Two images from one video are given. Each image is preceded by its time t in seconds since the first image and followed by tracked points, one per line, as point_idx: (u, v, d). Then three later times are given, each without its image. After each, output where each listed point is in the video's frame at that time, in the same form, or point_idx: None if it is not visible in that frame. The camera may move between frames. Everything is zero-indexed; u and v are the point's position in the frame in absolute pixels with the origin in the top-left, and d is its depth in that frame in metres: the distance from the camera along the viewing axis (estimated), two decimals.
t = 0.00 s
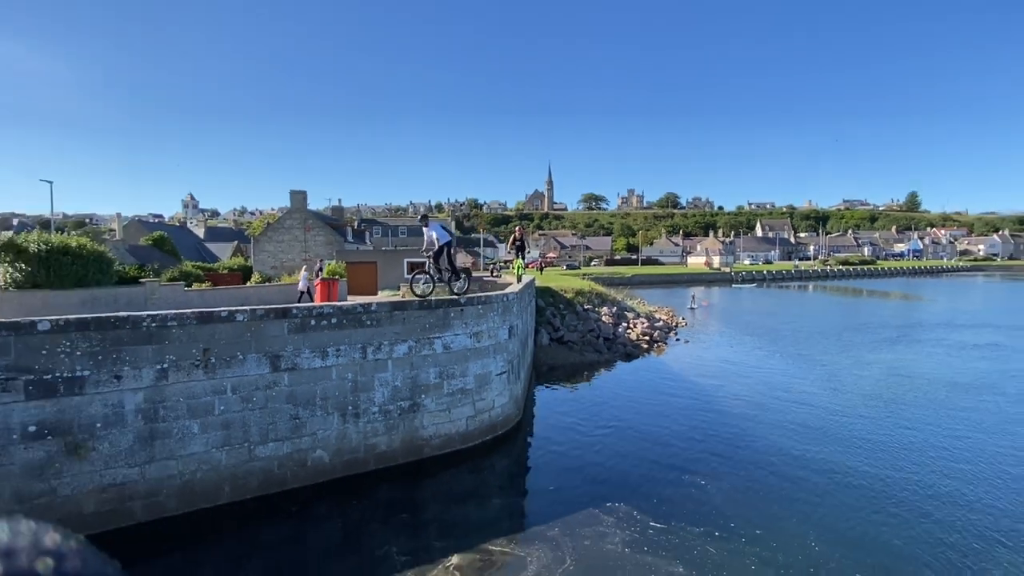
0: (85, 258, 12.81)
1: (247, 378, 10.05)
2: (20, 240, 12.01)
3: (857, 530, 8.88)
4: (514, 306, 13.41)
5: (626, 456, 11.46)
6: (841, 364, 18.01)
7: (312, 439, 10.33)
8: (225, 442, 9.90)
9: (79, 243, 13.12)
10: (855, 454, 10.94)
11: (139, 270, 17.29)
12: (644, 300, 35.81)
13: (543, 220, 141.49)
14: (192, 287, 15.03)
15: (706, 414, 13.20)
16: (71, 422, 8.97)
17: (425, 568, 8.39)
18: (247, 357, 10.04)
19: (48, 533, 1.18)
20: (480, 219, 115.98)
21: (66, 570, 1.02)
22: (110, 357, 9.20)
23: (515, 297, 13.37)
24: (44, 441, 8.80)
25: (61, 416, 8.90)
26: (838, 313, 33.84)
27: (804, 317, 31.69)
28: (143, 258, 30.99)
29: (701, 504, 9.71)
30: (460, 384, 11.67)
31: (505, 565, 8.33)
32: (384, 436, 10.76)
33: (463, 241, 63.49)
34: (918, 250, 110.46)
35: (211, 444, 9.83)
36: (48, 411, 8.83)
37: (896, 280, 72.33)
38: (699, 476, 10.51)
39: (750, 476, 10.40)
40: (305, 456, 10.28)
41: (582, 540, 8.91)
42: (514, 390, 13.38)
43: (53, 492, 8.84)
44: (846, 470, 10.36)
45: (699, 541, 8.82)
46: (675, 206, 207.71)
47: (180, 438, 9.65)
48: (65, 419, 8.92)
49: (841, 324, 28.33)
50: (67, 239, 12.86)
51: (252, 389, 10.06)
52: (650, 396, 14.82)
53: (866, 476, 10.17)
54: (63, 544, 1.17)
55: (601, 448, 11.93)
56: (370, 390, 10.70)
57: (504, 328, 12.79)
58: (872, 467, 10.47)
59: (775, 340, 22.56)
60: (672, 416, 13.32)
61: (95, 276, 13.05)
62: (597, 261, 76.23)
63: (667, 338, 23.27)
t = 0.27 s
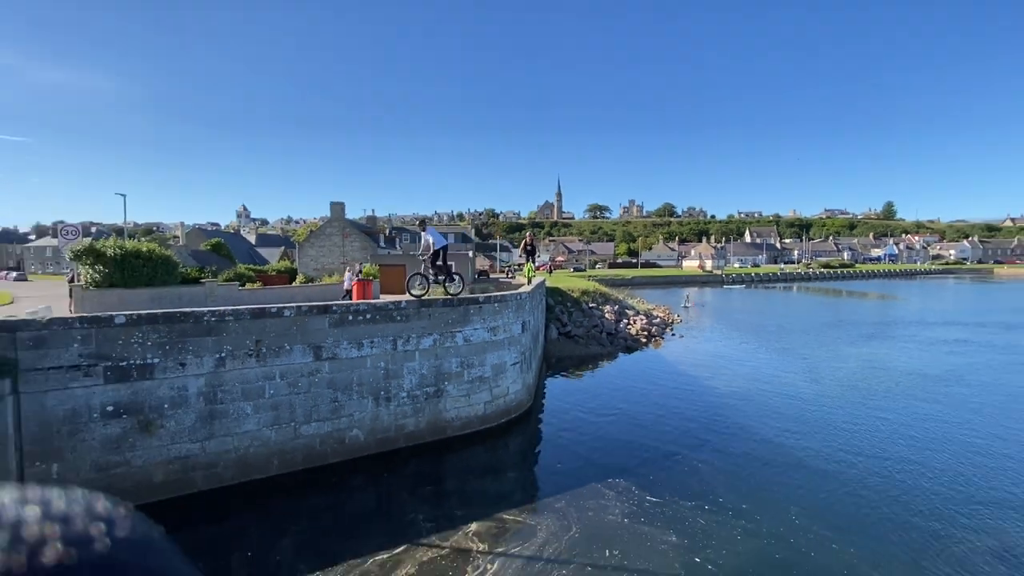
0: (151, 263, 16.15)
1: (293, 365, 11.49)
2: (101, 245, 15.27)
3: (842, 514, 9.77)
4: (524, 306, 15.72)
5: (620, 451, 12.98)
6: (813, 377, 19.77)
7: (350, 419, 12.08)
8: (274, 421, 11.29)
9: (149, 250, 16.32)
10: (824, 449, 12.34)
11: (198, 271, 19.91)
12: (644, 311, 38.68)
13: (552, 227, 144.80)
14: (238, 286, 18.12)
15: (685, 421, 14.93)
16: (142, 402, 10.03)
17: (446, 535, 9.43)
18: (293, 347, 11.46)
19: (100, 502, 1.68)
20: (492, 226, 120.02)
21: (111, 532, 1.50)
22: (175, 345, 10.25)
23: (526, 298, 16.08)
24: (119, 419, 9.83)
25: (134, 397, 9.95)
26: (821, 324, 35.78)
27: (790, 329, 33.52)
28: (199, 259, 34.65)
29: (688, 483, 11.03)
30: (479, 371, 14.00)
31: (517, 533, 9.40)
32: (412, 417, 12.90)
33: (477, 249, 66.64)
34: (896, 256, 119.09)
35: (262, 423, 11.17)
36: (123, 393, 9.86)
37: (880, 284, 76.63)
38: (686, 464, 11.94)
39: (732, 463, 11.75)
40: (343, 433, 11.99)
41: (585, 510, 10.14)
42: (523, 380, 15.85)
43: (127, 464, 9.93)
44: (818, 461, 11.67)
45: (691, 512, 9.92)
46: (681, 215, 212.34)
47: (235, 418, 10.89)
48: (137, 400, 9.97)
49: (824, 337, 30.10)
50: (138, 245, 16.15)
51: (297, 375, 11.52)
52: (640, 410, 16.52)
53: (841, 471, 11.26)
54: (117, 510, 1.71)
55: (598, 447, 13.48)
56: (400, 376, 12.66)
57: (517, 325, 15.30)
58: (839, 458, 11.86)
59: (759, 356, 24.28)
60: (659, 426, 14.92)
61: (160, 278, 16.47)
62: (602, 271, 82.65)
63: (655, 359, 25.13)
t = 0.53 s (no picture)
0: (187, 263, 17.18)
1: (319, 361, 12.16)
2: (140, 247, 16.40)
3: (851, 512, 9.93)
4: (536, 306, 16.61)
5: (630, 448, 13.41)
6: (820, 377, 19.97)
7: (371, 412, 12.81)
8: (300, 413, 11.97)
9: (185, 251, 17.35)
10: (826, 449, 12.71)
11: (229, 273, 20.80)
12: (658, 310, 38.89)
13: (566, 228, 145.58)
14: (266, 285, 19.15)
15: (692, 420, 15.37)
16: (179, 393, 10.70)
17: (462, 523, 9.91)
18: (318, 343, 12.12)
19: (126, 493, 1.64)
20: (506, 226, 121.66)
21: (136, 522, 1.46)
22: (209, 341, 10.92)
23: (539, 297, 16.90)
24: (158, 409, 10.50)
25: (172, 389, 10.63)
26: (832, 323, 35.83)
27: (800, 328, 33.62)
28: (231, 259, 37.11)
29: (695, 479, 11.42)
30: (495, 368, 14.90)
31: (530, 524, 9.81)
32: (431, 411, 13.70)
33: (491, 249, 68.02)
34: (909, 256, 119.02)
35: (289, 415, 11.84)
36: (161, 385, 10.53)
37: (891, 283, 77.01)
38: (693, 461, 12.33)
39: (738, 463, 12.13)
40: (366, 425, 12.73)
41: (596, 502, 10.57)
42: (536, 376, 16.72)
43: (165, 452, 10.59)
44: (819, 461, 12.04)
45: (699, 505, 10.26)
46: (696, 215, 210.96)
47: (264, 409, 11.57)
48: (174, 391, 10.64)
49: (835, 336, 30.16)
50: (175, 246, 17.18)
51: (322, 370, 12.19)
52: (650, 408, 16.95)
53: (847, 472, 11.49)
54: (140, 503, 1.67)
55: (608, 442, 13.94)
56: (419, 371, 13.46)
57: (530, 323, 16.19)
58: (840, 458, 12.21)
59: (769, 356, 24.50)
60: (668, 422, 15.34)
61: (196, 277, 17.46)
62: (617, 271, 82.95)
63: (665, 357, 25.50)
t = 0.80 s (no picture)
0: (213, 262, 17.63)
1: (338, 358, 12.39)
2: (168, 245, 16.90)
3: (871, 516, 9.75)
4: (552, 305, 16.72)
5: (647, 447, 13.38)
6: (841, 379, 19.63)
7: (389, 408, 13.04)
8: (321, 409, 12.21)
9: (211, 250, 17.80)
10: (848, 450, 12.54)
11: (254, 271, 21.26)
12: (676, 310, 38.59)
13: (583, 227, 145.09)
14: (288, 284, 19.61)
15: (709, 420, 15.24)
16: (204, 388, 11.00)
17: (477, 520, 9.99)
18: (338, 340, 12.36)
19: (122, 498, 1.60)
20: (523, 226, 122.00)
21: (137, 525, 1.43)
22: (233, 337, 11.21)
23: (556, 296, 17.03)
24: (184, 403, 10.81)
25: (197, 384, 10.93)
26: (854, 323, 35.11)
27: (821, 328, 33.02)
28: (255, 258, 37.92)
29: (712, 480, 11.34)
30: (511, 367, 15.07)
31: (545, 521, 9.85)
32: (447, 408, 13.91)
33: (508, 249, 68.41)
34: (935, 256, 116.33)
35: (310, 410, 12.09)
36: (187, 379, 10.84)
37: (916, 283, 75.21)
38: (710, 461, 12.26)
39: (758, 464, 12.03)
40: (384, 421, 12.97)
41: (611, 501, 10.57)
42: (551, 375, 16.84)
43: (191, 445, 10.90)
44: (841, 462, 11.90)
45: (716, 506, 10.18)
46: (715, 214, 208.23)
47: (286, 404, 11.83)
48: (199, 386, 10.95)
49: (857, 337, 29.56)
50: (201, 246, 17.63)
51: (342, 367, 12.42)
52: (667, 407, 16.89)
53: (868, 476, 11.27)
54: (137, 506, 1.62)
55: (625, 441, 13.92)
56: (436, 369, 13.68)
57: (547, 322, 16.36)
58: (865, 460, 12.01)
59: (790, 356, 24.23)
60: (686, 421, 15.29)
61: (220, 276, 17.89)
62: (635, 270, 82.45)
63: (682, 357, 25.34)
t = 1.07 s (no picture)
0: (238, 261, 18.08)
1: (359, 354, 12.59)
2: (196, 244, 17.37)
3: (896, 521, 9.52)
4: (569, 304, 16.72)
5: (665, 447, 13.28)
6: (867, 381, 19.14)
7: (408, 405, 13.21)
8: (341, 405, 12.43)
9: (237, 249, 18.23)
10: (873, 454, 12.26)
11: (278, 268, 21.66)
12: (696, 310, 38.12)
13: (603, 226, 144.21)
14: (310, 282, 20.01)
15: (729, 422, 15.03)
16: (229, 382, 11.30)
17: (494, 516, 10.05)
18: (358, 337, 12.56)
19: None
20: (542, 225, 121.93)
21: None
22: (257, 334, 11.49)
23: (574, 295, 17.05)
24: (211, 397, 11.12)
25: (223, 378, 11.23)
26: (882, 324, 34.19)
27: (847, 330, 32.22)
28: (279, 256, 38.88)
29: (731, 482, 11.18)
30: (528, 365, 15.15)
31: (561, 520, 9.85)
32: (465, 406, 14.05)
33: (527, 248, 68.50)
34: (969, 255, 112.20)
35: (331, 406, 12.30)
36: (213, 374, 11.14)
37: (948, 283, 72.83)
38: (730, 463, 12.11)
39: (779, 466, 11.85)
40: (402, 418, 13.16)
41: (628, 501, 10.51)
42: (568, 374, 16.86)
43: (216, 438, 11.20)
44: (866, 467, 11.64)
45: (735, 508, 10.04)
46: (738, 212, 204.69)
47: (307, 400, 12.06)
48: (225, 380, 11.24)
49: (885, 338, 28.76)
50: (227, 245, 18.05)
51: (362, 363, 12.63)
52: (687, 408, 16.74)
53: (894, 482, 10.98)
54: None
55: (643, 442, 13.83)
56: (454, 367, 13.82)
57: (564, 321, 16.41)
58: (890, 464, 11.73)
59: (814, 357, 23.76)
60: (705, 422, 15.14)
61: (245, 275, 18.36)
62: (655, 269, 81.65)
63: (702, 358, 25.05)
